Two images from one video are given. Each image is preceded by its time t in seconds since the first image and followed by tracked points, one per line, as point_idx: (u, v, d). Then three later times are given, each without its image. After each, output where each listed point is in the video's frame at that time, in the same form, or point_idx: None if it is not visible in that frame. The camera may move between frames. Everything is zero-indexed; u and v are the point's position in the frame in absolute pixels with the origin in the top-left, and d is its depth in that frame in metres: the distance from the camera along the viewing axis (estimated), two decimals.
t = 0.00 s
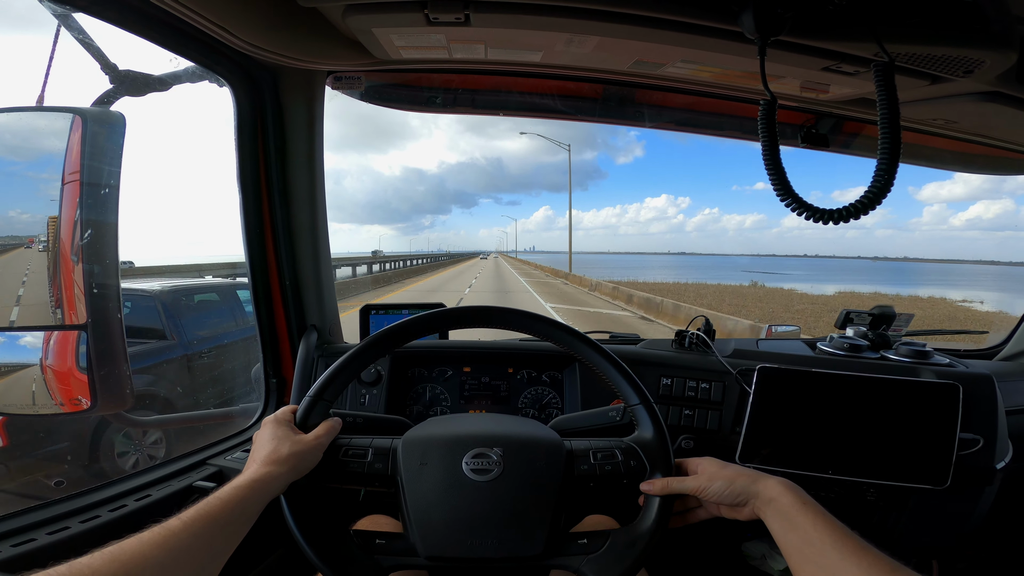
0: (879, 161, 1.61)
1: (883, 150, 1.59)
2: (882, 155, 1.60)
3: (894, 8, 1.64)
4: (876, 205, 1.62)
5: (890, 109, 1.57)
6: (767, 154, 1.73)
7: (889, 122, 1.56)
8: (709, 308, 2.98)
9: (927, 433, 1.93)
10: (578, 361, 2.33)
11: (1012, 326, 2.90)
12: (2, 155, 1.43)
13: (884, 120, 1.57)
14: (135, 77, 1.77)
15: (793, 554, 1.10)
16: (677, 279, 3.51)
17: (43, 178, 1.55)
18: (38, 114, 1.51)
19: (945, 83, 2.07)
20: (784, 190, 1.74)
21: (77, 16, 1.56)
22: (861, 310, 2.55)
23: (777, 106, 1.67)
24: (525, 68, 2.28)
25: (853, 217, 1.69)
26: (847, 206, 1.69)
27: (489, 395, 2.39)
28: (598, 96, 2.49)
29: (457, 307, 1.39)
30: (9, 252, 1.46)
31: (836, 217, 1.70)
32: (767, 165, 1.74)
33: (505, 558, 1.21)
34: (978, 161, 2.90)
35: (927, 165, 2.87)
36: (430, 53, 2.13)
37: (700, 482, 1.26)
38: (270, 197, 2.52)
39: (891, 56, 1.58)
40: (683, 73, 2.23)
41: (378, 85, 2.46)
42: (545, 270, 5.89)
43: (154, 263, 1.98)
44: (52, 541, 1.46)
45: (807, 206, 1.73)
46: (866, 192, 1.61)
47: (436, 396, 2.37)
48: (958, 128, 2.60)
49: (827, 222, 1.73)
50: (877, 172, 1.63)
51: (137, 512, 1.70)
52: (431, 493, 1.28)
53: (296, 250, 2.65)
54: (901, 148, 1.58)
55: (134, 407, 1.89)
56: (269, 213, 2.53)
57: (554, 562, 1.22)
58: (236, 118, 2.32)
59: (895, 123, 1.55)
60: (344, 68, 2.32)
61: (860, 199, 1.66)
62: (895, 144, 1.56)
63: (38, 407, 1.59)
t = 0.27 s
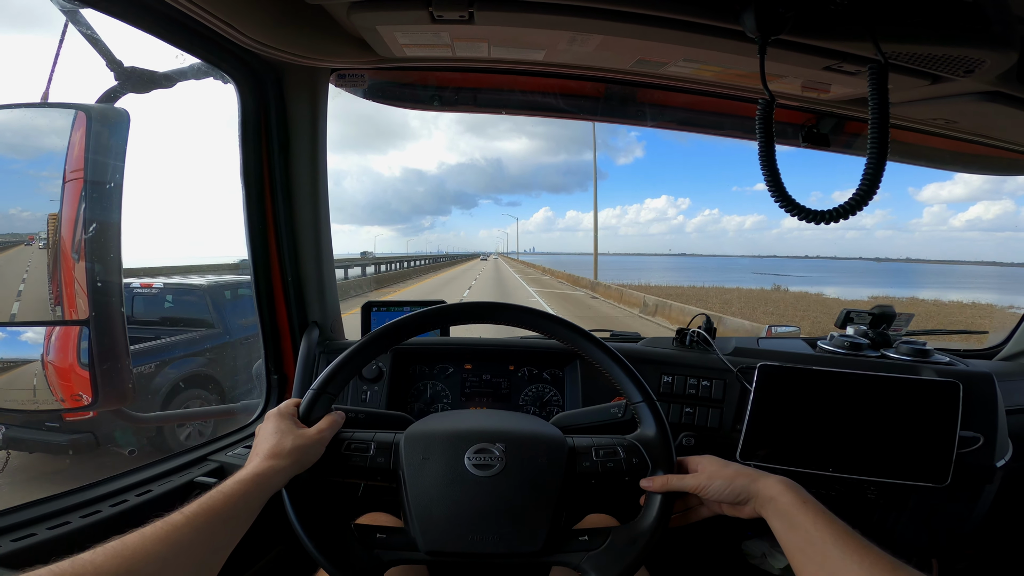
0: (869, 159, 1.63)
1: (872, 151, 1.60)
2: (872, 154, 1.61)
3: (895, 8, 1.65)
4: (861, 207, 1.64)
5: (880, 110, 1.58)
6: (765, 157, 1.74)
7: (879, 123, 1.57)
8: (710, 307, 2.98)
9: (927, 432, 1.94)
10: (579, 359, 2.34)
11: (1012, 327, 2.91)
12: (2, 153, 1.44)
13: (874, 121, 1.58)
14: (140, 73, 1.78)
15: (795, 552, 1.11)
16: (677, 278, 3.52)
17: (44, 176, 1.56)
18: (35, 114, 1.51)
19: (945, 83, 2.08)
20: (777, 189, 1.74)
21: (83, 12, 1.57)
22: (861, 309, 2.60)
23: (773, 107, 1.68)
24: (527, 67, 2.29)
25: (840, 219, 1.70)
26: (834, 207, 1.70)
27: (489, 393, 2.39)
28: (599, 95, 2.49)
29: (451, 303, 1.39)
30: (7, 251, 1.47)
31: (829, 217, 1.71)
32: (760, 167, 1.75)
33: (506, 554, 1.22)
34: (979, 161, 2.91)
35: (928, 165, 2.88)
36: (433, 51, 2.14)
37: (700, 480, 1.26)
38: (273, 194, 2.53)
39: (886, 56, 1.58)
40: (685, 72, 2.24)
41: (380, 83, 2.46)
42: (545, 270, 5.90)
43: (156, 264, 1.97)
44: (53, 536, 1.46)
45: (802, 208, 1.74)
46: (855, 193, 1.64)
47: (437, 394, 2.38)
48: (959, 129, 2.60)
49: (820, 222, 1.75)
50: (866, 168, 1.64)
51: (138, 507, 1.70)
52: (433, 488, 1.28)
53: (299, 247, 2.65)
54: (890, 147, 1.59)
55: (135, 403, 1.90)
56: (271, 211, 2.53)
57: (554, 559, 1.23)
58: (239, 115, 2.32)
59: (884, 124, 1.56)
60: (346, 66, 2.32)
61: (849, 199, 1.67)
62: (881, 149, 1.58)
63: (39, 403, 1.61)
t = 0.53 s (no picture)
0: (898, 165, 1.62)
1: (901, 155, 1.59)
2: (901, 160, 1.61)
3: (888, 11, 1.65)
4: (896, 210, 1.62)
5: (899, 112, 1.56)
6: (785, 158, 1.73)
7: (901, 123, 1.55)
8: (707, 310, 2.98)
9: (925, 435, 1.93)
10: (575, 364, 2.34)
11: (1010, 328, 2.91)
12: (4, 157, 1.45)
13: (896, 122, 1.56)
14: (134, 80, 1.78)
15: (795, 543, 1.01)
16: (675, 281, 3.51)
17: (44, 180, 1.56)
18: (39, 118, 1.52)
19: (940, 85, 2.08)
20: (801, 191, 1.74)
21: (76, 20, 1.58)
22: (859, 312, 2.56)
23: (786, 110, 1.68)
24: (522, 72, 2.30)
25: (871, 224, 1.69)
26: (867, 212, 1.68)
27: (486, 398, 2.39)
28: (595, 99, 2.50)
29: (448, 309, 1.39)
30: (8, 255, 1.47)
31: (857, 221, 1.71)
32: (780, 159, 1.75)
33: (503, 559, 1.21)
34: (975, 163, 2.90)
35: (925, 167, 2.88)
36: (427, 56, 2.14)
37: (700, 451, 1.19)
38: (268, 200, 2.53)
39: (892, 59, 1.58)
40: (679, 76, 2.24)
41: (375, 88, 2.47)
42: (544, 273, 5.90)
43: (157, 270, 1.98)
44: (49, 543, 1.47)
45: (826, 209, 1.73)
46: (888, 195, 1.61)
47: (434, 399, 2.37)
48: (954, 130, 2.60)
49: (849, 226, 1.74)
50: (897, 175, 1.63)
51: (135, 513, 1.71)
52: (426, 495, 1.29)
53: (295, 252, 2.66)
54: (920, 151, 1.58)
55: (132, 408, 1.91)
56: (266, 216, 2.54)
57: (552, 563, 1.22)
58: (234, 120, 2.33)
59: (908, 127, 1.54)
60: (341, 72, 2.33)
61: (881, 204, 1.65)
62: (911, 150, 1.57)
63: (36, 409, 1.60)
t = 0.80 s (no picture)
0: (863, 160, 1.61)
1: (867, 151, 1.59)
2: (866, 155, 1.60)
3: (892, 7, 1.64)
4: (862, 207, 1.63)
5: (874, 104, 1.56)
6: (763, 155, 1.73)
7: (873, 122, 1.57)
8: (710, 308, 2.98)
9: (929, 433, 1.92)
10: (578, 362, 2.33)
11: (1015, 326, 2.90)
12: (7, 158, 1.46)
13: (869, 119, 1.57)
14: (137, 79, 1.78)
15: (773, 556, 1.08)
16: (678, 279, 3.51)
17: (45, 180, 1.56)
18: (40, 117, 1.52)
19: (944, 81, 2.07)
20: (773, 186, 1.74)
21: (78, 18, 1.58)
22: (863, 310, 2.57)
23: (776, 106, 1.68)
24: (524, 69, 2.29)
25: (837, 221, 1.70)
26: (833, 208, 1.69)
27: (489, 396, 2.38)
28: (597, 97, 2.49)
29: (453, 307, 1.39)
30: (9, 254, 1.47)
31: (823, 220, 1.70)
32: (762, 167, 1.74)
33: (509, 557, 1.21)
34: (979, 160, 2.89)
35: (928, 165, 2.87)
36: (430, 54, 2.14)
37: (680, 471, 1.21)
38: (270, 199, 2.53)
39: (882, 56, 1.58)
40: (683, 73, 2.24)
41: (378, 87, 2.46)
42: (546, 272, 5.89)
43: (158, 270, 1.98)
44: (51, 541, 1.46)
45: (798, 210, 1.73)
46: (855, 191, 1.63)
47: (436, 398, 2.36)
48: (958, 128, 2.59)
49: (817, 224, 1.73)
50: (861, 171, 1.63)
51: (137, 513, 1.70)
52: (430, 493, 1.28)
53: (297, 251, 2.66)
54: (886, 149, 1.57)
55: (134, 408, 1.91)
56: (269, 214, 2.54)
57: (558, 561, 1.22)
58: (236, 119, 2.33)
59: (879, 124, 1.56)
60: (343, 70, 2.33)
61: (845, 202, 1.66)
62: (878, 148, 1.57)
63: (41, 409, 1.62)
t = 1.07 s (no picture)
0: (881, 161, 1.62)
1: (885, 153, 1.60)
2: (884, 156, 1.61)
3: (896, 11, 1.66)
4: (873, 211, 1.64)
5: (891, 109, 1.57)
6: (773, 157, 1.73)
7: (890, 126, 1.57)
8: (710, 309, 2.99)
9: (927, 434, 1.94)
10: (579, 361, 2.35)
11: (1010, 330, 2.93)
12: (5, 152, 1.45)
13: (886, 123, 1.57)
14: (145, 74, 1.79)
15: (781, 556, 1.11)
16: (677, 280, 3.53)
17: (44, 175, 1.56)
18: (37, 114, 1.51)
19: (944, 86, 2.09)
20: (784, 188, 1.75)
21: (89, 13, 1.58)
22: (861, 312, 2.57)
23: (776, 109, 1.69)
24: (529, 69, 2.30)
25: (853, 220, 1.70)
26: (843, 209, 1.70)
27: (490, 394, 2.40)
28: (600, 98, 2.51)
29: (457, 305, 1.40)
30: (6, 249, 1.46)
31: (837, 219, 1.71)
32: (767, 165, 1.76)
33: (510, 554, 1.22)
34: (977, 165, 2.92)
35: (927, 169, 2.89)
36: (436, 53, 2.15)
37: (690, 472, 1.24)
38: (275, 196, 2.53)
39: (892, 59, 1.59)
40: (686, 75, 2.26)
41: (383, 84, 2.47)
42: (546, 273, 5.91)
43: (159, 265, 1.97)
44: (51, 536, 1.46)
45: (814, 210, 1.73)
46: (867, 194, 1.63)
47: (437, 395, 2.38)
48: (957, 132, 2.62)
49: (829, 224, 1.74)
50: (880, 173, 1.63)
51: (137, 508, 1.70)
52: (433, 489, 1.29)
53: (300, 248, 2.66)
54: (902, 151, 1.59)
55: (134, 404, 1.91)
56: (273, 211, 2.54)
57: (559, 557, 1.23)
58: (242, 115, 2.33)
59: (895, 128, 1.56)
60: (349, 67, 2.34)
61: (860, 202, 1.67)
62: (894, 148, 1.57)
63: (40, 404, 1.62)
